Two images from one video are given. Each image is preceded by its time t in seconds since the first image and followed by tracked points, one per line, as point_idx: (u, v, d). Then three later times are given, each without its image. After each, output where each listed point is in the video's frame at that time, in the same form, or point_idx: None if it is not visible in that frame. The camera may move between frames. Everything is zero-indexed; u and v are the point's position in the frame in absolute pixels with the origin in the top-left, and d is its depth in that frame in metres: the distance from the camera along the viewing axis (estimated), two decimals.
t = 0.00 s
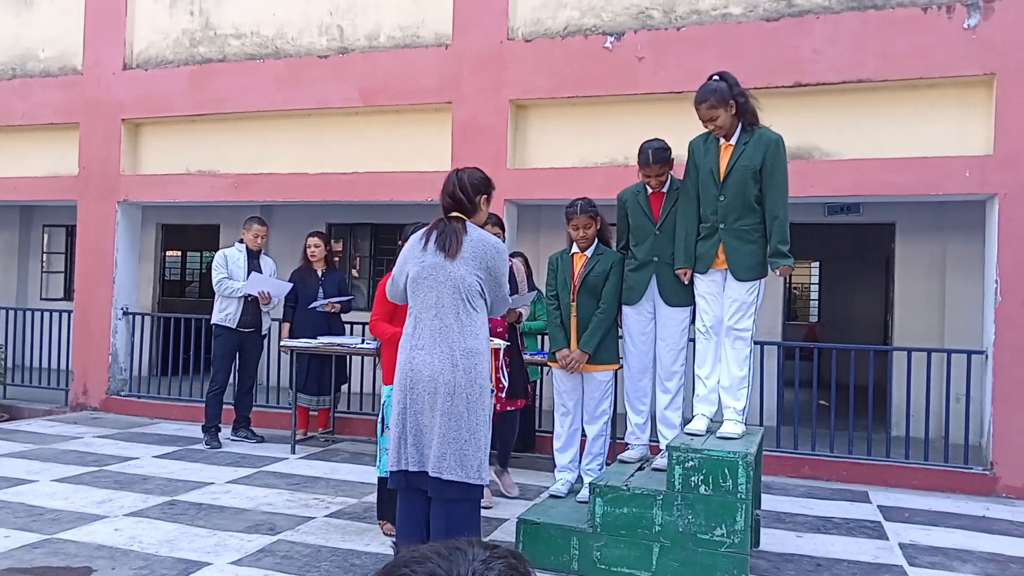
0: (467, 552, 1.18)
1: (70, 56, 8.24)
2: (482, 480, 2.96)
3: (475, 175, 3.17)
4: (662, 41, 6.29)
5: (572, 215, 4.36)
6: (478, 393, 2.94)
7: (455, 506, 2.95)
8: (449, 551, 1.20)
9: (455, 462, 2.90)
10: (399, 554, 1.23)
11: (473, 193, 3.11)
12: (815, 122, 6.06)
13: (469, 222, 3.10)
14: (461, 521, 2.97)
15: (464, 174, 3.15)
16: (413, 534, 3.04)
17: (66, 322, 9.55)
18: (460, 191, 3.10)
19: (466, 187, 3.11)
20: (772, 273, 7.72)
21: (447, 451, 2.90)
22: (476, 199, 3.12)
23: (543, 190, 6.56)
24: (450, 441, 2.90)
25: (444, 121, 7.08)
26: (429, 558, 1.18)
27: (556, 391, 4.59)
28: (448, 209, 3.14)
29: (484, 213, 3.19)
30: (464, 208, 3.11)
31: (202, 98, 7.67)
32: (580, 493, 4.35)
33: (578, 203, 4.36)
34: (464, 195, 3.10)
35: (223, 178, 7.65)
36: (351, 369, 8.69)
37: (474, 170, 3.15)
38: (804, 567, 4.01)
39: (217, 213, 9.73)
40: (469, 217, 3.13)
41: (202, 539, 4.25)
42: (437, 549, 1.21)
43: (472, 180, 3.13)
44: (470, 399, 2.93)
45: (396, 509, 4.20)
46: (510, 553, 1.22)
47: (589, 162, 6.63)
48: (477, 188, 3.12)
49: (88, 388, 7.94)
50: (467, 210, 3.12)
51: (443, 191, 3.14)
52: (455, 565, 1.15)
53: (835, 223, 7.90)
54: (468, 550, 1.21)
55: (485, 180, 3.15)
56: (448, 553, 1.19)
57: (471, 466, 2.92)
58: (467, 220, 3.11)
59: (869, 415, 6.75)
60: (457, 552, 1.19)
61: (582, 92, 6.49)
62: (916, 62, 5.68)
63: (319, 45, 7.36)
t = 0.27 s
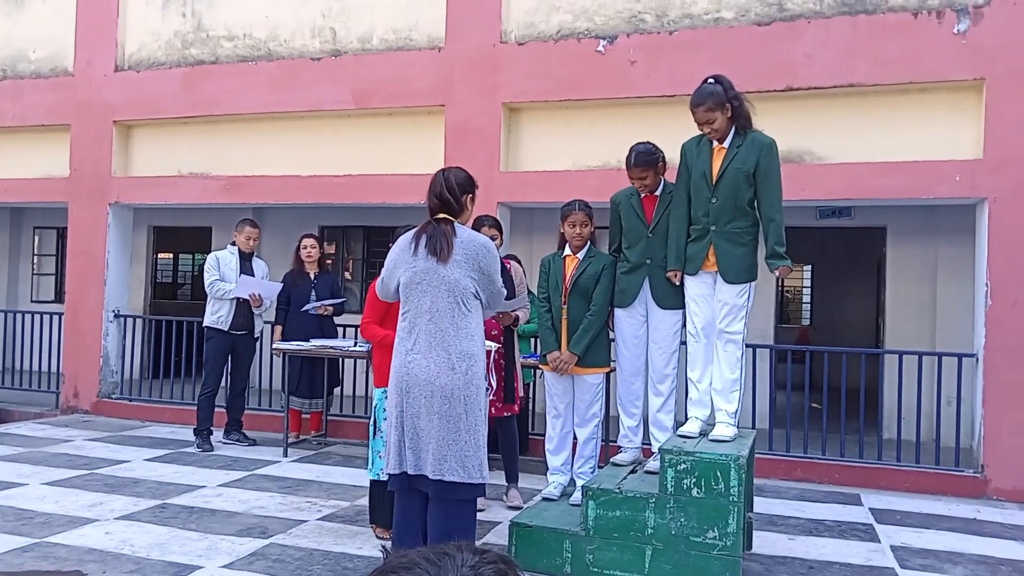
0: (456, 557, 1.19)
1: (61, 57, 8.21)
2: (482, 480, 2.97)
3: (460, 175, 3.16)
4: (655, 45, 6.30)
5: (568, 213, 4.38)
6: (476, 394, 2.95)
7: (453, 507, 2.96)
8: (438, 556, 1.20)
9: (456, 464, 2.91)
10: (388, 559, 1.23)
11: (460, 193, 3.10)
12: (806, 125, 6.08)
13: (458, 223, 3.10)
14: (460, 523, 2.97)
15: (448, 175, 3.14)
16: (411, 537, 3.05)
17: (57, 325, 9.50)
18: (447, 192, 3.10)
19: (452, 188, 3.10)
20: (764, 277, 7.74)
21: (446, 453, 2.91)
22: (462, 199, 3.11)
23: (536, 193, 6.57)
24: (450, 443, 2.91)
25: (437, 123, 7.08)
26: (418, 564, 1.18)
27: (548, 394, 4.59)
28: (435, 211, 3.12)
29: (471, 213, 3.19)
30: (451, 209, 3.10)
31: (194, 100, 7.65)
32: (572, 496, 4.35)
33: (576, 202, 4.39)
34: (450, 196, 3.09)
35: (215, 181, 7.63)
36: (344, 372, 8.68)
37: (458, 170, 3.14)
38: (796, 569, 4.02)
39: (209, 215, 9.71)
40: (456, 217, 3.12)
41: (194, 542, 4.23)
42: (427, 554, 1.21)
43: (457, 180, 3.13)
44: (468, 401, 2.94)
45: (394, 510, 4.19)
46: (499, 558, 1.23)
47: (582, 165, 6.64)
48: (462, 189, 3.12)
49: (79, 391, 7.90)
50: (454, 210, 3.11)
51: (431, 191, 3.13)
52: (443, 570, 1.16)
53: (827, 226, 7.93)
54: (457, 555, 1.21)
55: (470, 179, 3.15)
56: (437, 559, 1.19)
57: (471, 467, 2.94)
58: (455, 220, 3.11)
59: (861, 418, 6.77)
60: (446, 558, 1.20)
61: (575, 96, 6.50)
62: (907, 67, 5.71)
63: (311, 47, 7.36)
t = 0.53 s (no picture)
0: (454, 559, 1.20)
1: (59, 58, 8.21)
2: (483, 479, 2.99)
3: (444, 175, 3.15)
4: (652, 47, 6.32)
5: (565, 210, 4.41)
6: (477, 394, 2.96)
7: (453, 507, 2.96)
8: (435, 558, 1.21)
9: (457, 464, 2.92)
10: (386, 560, 1.24)
11: (446, 192, 3.09)
12: (803, 127, 6.10)
13: (451, 223, 3.09)
14: (460, 524, 2.98)
15: (432, 178, 3.13)
16: (411, 539, 3.05)
17: (54, 326, 9.49)
18: (434, 195, 3.09)
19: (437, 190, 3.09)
20: (761, 278, 7.76)
21: (447, 454, 2.92)
22: (450, 198, 3.10)
23: (533, 195, 6.58)
24: (450, 443, 2.92)
25: (435, 125, 7.09)
26: (416, 565, 1.19)
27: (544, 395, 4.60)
28: (427, 215, 3.12)
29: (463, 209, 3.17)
30: (442, 208, 3.09)
31: (192, 101, 7.66)
32: (569, 497, 4.37)
33: (574, 203, 4.42)
34: (437, 199, 3.08)
35: (213, 181, 7.63)
36: (342, 373, 8.68)
37: (441, 171, 3.13)
38: (793, 570, 4.03)
39: (207, 217, 9.71)
40: (449, 217, 3.12)
41: (191, 542, 4.23)
42: (424, 556, 1.22)
43: (442, 182, 3.11)
44: (469, 401, 2.95)
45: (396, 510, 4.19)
46: (496, 561, 1.24)
47: (579, 167, 6.65)
48: (447, 188, 3.10)
49: (76, 392, 7.90)
50: (444, 212, 3.10)
51: (415, 197, 3.13)
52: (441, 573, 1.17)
53: (824, 228, 7.94)
54: (455, 557, 1.23)
55: (455, 177, 3.14)
56: (435, 560, 1.21)
57: (471, 466, 2.95)
58: (448, 221, 3.10)
59: (858, 419, 6.79)
60: (444, 559, 1.21)
61: (573, 97, 6.51)
62: (903, 69, 5.73)
63: (309, 49, 7.37)
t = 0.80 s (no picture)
0: (452, 560, 1.21)
1: (57, 57, 8.20)
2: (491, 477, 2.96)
3: (442, 172, 3.10)
4: (651, 46, 6.32)
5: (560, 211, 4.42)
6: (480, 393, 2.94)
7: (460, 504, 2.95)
8: (433, 559, 1.21)
9: (461, 464, 2.91)
10: (384, 561, 1.25)
11: (444, 191, 3.05)
12: (802, 126, 6.11)
13: (452, 222, 3.06)
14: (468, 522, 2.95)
15: (430, 178, 3.10)
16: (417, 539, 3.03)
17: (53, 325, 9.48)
18: (431, 196, 3.06)
19: (434, 191, 3.06)
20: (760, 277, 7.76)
21: (451, 455, 2.91)
22: (449, 197, 3.06)
23: (532, 194, 6.58)
24: (453, 444, 2.91)
25: (434, 124, 7.09)
26: (414, 566, 1.19)
27: (542, 395, 4.60)
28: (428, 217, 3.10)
29: (467, 204, 3.13)
30: (442, 209, 3.06)
31: (190, 101, 7.65)
32: (568, 496, 4.37)
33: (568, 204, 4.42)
34: (435, 200, 3.06)
35: (212, 181, 7.62)
36: (341, 372, 8.68)
37: (438, 169, 3.09)
38: (791, 569, 4.04)
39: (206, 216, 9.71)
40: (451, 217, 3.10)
41: (190, 542, 4.23)
42: (422, 557, 1.22)
43: (439, 181, 3.07)
44: (471, 401, 2.93)
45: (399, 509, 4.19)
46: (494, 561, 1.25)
47: (578, 166, 6.65)
48: (444, 187, 3.06)
49: (75, 391, 7.90)
50: (445, 212, 3.08)
51: (415, 199, 3.11)
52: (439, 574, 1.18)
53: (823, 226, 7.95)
54: (453, 557, 1.23)
55: (453, 174, 3.08)
56: (433, 561, 1.21)
57: (477, 466, 2.93)
58: (449, 219, 3.07)
59: (856, 418, 6.80)
60: (441, 560, 1.21)
61: (571, 97, 6.51)
62: (902, 68, 5.73)
63: (308, 47, 7.36)
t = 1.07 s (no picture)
0: (443, 562, 1.21)
1: (52, 59, 8.18)
2: (502, 485, 2.92)
3: (451, 176, 3.09)
4: (646, 49, 6.34)
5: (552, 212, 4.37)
6: (485, 398, 2.92)
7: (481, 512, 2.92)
8: (425, 560, 1.22)
9: (469, 470, 2.89)
10: (376, 563, 1.25)
11: (454, 195, 3.04)
12: (796, 130, 6.13)
13: (460, 226, 3.05)
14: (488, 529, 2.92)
15: (439, 182, 3.09)
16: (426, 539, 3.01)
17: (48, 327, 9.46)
18: (439, 200, 3.05)
19: (444, 195, 3.05)
20: (755, 279, 7.78)
21: (458, 461, 2.90)
22: (458, 201, 3.05)
23: (527, 196, 6.59)
24: (460, 450, 2.90)
25: (429, 127, 7.10)
26: (405, 568, 1.20)
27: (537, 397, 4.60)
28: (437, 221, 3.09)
29: (477, 208, 3.11)
30: (451, 214, 3.05)
31: (185, 103, 7.65)
32: (563, 499, 4.37)
33: (563, 206, 4.39)
34: (444, 205, 3.04)
35: (207, 183, 7.62)
36: (337, 374, 8.67)
37: (448, 173, 3.08)
38: (786, 570, 4.04)
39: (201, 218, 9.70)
40: (460, 221, 3.08)
41: (185, 544, 4.23)
42: (413, 559, 1.23)
43: (448, 185, 3.06)
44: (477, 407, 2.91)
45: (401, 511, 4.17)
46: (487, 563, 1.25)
47: (573, 169, 6.66)
48: (454, 192, 3.05)
49: (69, 394, 7.87)
50: (453, 216, 3.06)
51: (423, 204, 3.10)
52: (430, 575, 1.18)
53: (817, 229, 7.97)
54: (444, 559, 1.24)
55: (462, 178, 3.07)
56: (425, 563, 1.21)
57: (485, 473, 2.89)
58: (457, 224, 3.06)
59: (851, 421, 6.81)
60: (433, 562, 1.22)
61: (567, 99, 6.53)
62: (896, 72, 5.76)
63: (304, 50, 7.36)
